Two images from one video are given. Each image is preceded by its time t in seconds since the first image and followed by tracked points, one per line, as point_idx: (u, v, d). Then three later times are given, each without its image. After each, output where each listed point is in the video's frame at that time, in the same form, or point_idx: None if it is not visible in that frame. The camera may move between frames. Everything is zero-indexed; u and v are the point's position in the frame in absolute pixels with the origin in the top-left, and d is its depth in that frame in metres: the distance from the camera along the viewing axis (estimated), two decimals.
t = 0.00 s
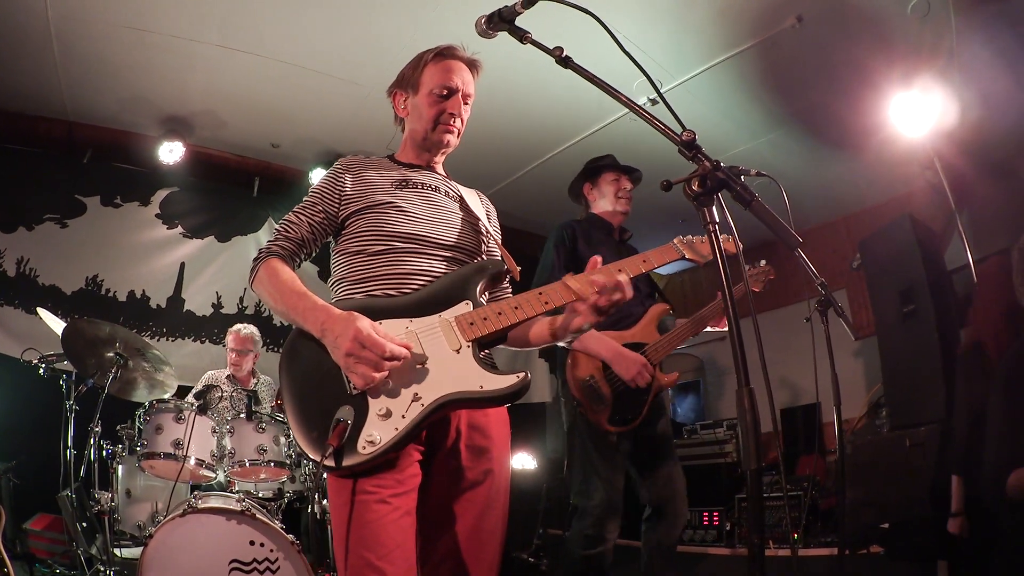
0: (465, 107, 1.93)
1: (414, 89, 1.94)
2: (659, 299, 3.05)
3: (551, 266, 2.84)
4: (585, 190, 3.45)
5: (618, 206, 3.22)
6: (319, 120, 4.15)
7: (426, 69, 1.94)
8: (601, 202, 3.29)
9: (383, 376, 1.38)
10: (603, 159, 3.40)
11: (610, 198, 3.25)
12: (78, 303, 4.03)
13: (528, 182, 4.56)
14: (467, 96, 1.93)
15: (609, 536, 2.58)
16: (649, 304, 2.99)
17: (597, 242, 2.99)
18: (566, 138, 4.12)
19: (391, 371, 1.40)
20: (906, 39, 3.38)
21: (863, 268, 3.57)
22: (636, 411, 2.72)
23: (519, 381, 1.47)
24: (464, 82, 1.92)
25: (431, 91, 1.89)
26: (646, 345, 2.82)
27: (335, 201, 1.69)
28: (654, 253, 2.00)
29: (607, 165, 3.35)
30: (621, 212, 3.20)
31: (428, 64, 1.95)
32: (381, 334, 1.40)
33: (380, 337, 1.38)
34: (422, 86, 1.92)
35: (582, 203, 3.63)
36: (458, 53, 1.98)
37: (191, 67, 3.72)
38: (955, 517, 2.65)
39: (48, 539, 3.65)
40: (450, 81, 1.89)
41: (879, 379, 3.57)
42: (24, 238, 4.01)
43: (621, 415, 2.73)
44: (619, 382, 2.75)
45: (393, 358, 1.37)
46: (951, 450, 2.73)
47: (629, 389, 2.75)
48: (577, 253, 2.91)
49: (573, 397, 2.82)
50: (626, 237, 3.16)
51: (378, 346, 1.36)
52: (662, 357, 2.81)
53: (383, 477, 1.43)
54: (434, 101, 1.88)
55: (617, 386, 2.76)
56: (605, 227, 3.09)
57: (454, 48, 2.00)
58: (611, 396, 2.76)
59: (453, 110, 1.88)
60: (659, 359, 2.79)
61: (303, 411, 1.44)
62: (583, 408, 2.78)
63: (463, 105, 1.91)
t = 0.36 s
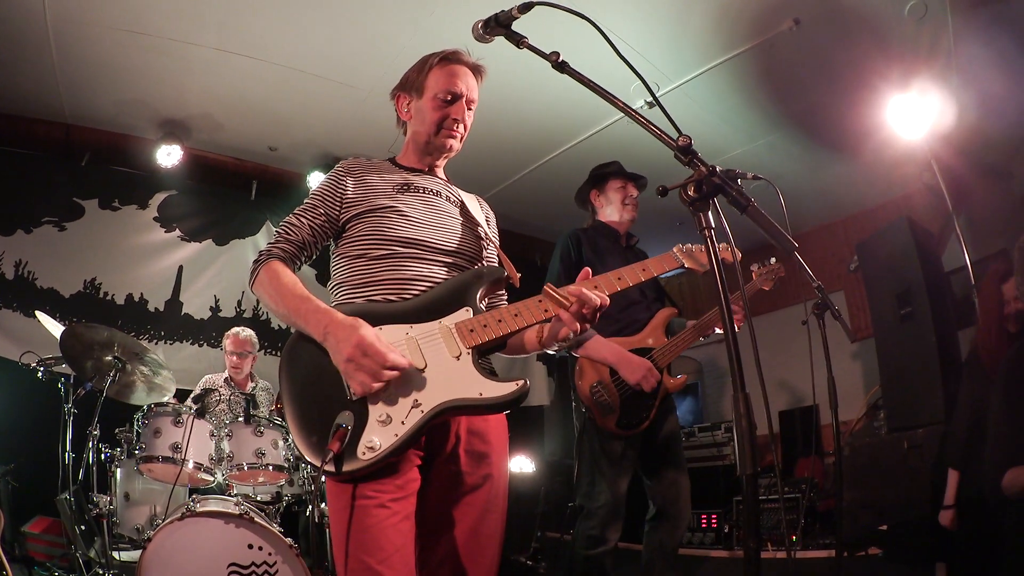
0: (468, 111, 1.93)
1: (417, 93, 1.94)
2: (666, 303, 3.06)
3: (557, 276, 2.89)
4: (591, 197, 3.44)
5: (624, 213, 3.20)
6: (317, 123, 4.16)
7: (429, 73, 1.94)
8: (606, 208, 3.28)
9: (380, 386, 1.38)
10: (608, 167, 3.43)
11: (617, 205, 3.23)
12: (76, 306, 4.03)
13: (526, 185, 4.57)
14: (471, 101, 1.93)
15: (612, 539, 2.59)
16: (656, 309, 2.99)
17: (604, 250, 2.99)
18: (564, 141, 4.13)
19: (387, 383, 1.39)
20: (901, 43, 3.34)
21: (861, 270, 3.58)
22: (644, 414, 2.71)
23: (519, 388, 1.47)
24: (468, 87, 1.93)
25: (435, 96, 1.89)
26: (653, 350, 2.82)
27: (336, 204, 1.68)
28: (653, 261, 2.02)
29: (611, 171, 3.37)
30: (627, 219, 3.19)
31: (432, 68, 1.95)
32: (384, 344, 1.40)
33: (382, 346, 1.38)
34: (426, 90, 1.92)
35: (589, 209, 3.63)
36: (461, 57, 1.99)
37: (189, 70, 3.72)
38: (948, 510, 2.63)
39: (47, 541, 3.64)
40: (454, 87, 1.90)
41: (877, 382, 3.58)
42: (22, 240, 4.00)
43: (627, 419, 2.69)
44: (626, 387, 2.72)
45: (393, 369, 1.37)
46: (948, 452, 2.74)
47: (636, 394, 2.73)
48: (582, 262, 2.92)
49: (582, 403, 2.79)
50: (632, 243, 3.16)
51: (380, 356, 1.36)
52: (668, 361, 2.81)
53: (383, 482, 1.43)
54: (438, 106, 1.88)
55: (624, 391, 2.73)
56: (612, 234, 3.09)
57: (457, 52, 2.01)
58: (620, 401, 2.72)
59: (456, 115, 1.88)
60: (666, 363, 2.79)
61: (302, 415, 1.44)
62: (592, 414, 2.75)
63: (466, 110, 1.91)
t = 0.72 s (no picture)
0: (467, 118, 1.94)
1: (416, 99, 1.95)
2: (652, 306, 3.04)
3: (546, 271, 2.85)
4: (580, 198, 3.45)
5: (613, 212, 3.21)
6: (317, 128, 4.17)
7: (428, 79, 1.95)
8: (595, 208, 3.28)
9: (384, 387, 1.38)
10: (599, 167, 3.47)
11: (606, 205, 3.24)
12: (76, 310, 4.03)
13: (525, 189, 4.58)
14: (470, 108, 1.94)
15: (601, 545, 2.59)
16: (643, 310, 2.97)
17: (591, 250, 2.99)
18: (563, 146, 4.14)
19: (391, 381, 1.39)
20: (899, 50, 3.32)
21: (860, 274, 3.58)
22: (630, 416, 2.71)
23: (518, 394, 1.48)
24: (467, 93, 1.93)
25: (434, 102, 1.90)
26: (639, 351, 2.83)
27: (335, 210, 1.69)
28: (651, 267, 2.02)
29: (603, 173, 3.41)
30: (616, 219, 3.19)
31: (432, 74, 1.96)
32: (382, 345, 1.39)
33: (380, 348, 1.37)
34: (425, 96, 1.93)
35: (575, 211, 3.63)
36: (461, 64, 1.99)
37: (190, 74, 3.73)
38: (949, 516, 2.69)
39: (46, 544, 3.63)
40: (453, 93, 1.90)
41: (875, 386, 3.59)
42: (23, 244, 4.01)
43: (613, 420, 2.70)
44: (612, 388, 2.72)
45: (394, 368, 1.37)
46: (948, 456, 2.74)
47: (620, 396, 2.73)
48: (570, 258, 2.93)
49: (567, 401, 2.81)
50: (619, 245, 3.18)
51: (379, 359, 1.35)
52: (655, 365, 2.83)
53: (383, 488, 1.43)
54: (437, 112, 1.89)
55: (609, 391, 2.73)
56: (598, 233, 3.10)
57: (457, 59, 2.02)
58: (605, 401, 2.73)
59: (455, 122, 1.88)
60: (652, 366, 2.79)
61: (303, 421, 1.44)
62: (578, 413, 2.77)
63: (465, 116, 1.92)
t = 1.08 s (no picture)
0: (467, 117, 1.94)
1: (417, 97, 1.95)
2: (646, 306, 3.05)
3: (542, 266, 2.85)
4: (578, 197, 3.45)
5: (611, 212, 3.22)
6: (317, 127, 4.17)
7: (429, 78, 1.95)
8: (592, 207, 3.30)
9: (381, 386, 1.38)
10: (597, 166, 3.46)
11: (604, 204, 3.26)
12: (76, 309, 4.03)
13: (525, 189, 4.58)
14: (471, 107, 1.94)
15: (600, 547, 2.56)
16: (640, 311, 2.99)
17: (589, 249, 2.99)
18: (563, 146, 4.14)
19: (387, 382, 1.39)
20: (899, 49, 3.35)
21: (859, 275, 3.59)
22: (626, 417, 2.71)
23: (517, 394, 1.48)
24: (468, 92, 1.93)
25: (435, 101, 1.90)
26: (636, 352, 2.85)
27: (335, 209, 1.69)
28: (651, 266, 2.02)
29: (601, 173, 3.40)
30: (613, 218, 3.20)
31: (433, 73, 1.96)
32: (379, 346, 1.38)
33: (377, 348, 1.36)
34: (426, 95, 1.93)
35: (574, 210, 3.64)
36: (462, 63, 1.99)
37: (190, 74, 3.73)
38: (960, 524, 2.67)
39: (46, 544, 3.65)
40: (454, 92, 1.90)
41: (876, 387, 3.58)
42: (23, 243, 4.01)
43: (610, 421, 2.69)
44: (609, 387, 2.72)
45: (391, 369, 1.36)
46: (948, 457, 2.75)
47: (617, 396, 2.71)
48: (568, 256, 2.92)
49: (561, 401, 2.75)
50: (617, 246, 3.19)
51: (377, 359, 1.35)
52: (648, 366, 2.84)
53: (381, 487, 1.44)
54: (438, 111, 1.89)
55: (606, 391, 2.72)
56: (597, 232, 3.10)
57: (458, 58, 2.02)
58: (601, 401, 2.71)
59: (456, 121, 1.89)
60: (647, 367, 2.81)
61: (302, 420, 1.44)
62: (573, 413, 2.72)
63: (466, 116, 1.92)
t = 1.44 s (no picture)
0: (467, 113, 1.94)
1: (417, 93, 1.95)
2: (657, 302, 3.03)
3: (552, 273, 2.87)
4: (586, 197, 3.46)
5: (620, 213, 3.21)
6: (315, 125, 4.17)
7: (429, 73, 1.95)
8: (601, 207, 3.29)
9: (374, 386, 1.38)
10: (604, 166, 3.45)
11: (613, 204, 3.24)
12: (73, 306, 4.03)
13: (524, 186, 4.58)
14: (470, 103, 1.94)
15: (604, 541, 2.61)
16: (648, 309, 2.97)
17: (600, 252, 2.98)
18: (561, 143, 4.14)
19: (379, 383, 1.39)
20: (896, 46, 3.31)
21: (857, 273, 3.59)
22: (639, 414, 2.70)
23: (514, 391, 1.48)
24: (468, 88, 1.93)
25: (434, 96, 1.90)
26: (647, 349, 2.82)
27: (333, 203, 1.69)
28: (650, 265, 2.02)
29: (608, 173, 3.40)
30: (622, 218, 3.19)
31: (433, 68, 1.96)
32: (374, 345, 1.38)
33: (371, 347, 1.35)
34: (425, 90, 1.93)
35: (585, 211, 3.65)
36: (462, 58, 1.99)
37: (187, 71, 3.72)
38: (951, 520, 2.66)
39: (44, 541, 3.61)
40: (453, 88, 1.90)
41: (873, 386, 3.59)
42: (21, 240, 4.00)
43: (624, 418, 2.69)
44: (621, 385, 2.71)
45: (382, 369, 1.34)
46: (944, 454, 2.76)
47: (629, 394, 2.71)
48: (577, 261, 2.92)
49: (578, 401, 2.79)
50: (626, 244, 3.15)
51: (369, 358, 1.34)
52: (662, 363, 2.80)
53: (378, 483, 1.44)
54: (437, 106, 1.89)
55: (620, 390, 2.72)
56: (607, 235, 3.08)
57: (458, 53, 2.02)
58: (615, 400, 2.71)
59: (455, 117, 1.88)
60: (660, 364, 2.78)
61: (298, 416, 1.44)
62: (589, 413, 2.75)
63: (465, 111, 1.92)
